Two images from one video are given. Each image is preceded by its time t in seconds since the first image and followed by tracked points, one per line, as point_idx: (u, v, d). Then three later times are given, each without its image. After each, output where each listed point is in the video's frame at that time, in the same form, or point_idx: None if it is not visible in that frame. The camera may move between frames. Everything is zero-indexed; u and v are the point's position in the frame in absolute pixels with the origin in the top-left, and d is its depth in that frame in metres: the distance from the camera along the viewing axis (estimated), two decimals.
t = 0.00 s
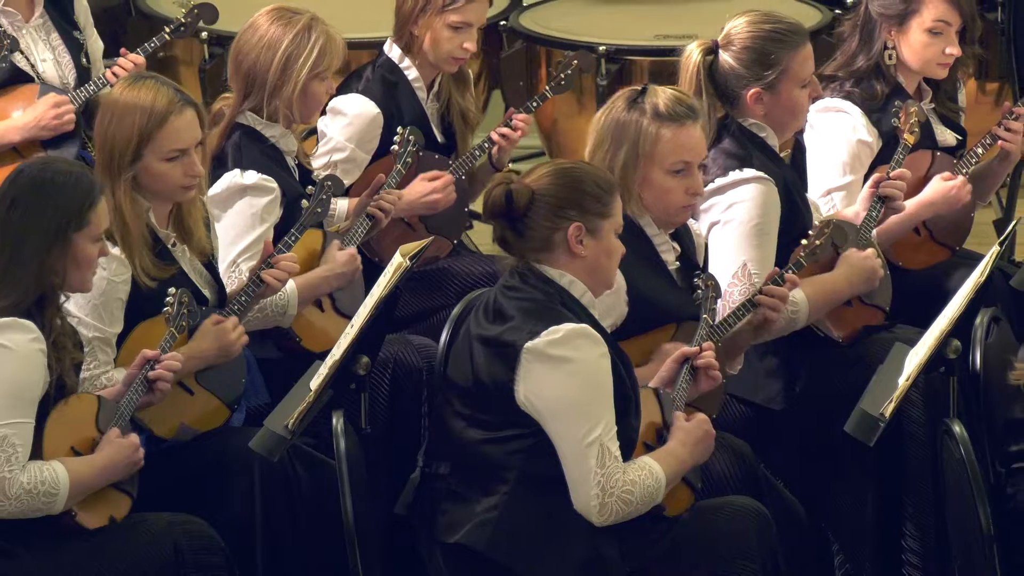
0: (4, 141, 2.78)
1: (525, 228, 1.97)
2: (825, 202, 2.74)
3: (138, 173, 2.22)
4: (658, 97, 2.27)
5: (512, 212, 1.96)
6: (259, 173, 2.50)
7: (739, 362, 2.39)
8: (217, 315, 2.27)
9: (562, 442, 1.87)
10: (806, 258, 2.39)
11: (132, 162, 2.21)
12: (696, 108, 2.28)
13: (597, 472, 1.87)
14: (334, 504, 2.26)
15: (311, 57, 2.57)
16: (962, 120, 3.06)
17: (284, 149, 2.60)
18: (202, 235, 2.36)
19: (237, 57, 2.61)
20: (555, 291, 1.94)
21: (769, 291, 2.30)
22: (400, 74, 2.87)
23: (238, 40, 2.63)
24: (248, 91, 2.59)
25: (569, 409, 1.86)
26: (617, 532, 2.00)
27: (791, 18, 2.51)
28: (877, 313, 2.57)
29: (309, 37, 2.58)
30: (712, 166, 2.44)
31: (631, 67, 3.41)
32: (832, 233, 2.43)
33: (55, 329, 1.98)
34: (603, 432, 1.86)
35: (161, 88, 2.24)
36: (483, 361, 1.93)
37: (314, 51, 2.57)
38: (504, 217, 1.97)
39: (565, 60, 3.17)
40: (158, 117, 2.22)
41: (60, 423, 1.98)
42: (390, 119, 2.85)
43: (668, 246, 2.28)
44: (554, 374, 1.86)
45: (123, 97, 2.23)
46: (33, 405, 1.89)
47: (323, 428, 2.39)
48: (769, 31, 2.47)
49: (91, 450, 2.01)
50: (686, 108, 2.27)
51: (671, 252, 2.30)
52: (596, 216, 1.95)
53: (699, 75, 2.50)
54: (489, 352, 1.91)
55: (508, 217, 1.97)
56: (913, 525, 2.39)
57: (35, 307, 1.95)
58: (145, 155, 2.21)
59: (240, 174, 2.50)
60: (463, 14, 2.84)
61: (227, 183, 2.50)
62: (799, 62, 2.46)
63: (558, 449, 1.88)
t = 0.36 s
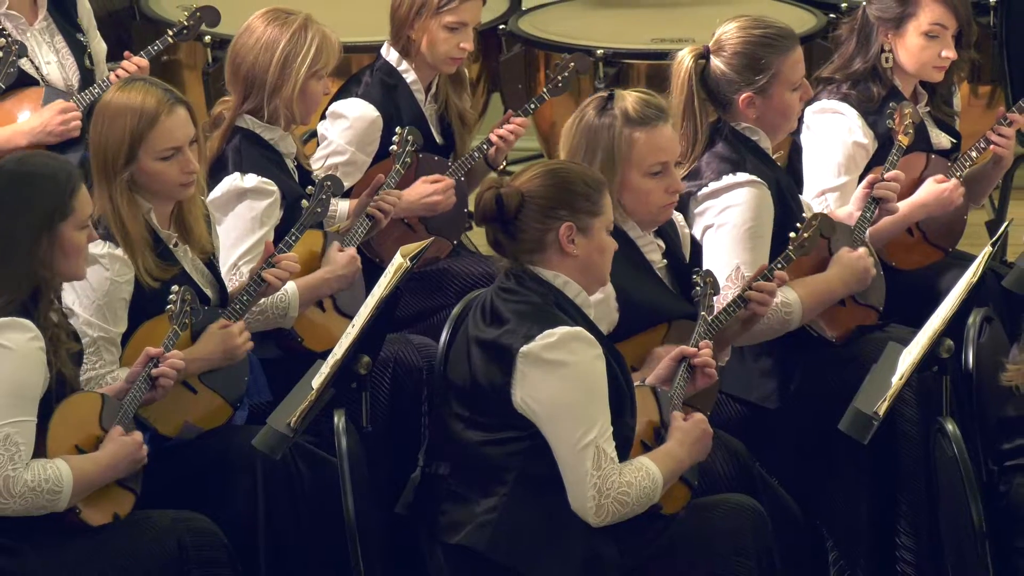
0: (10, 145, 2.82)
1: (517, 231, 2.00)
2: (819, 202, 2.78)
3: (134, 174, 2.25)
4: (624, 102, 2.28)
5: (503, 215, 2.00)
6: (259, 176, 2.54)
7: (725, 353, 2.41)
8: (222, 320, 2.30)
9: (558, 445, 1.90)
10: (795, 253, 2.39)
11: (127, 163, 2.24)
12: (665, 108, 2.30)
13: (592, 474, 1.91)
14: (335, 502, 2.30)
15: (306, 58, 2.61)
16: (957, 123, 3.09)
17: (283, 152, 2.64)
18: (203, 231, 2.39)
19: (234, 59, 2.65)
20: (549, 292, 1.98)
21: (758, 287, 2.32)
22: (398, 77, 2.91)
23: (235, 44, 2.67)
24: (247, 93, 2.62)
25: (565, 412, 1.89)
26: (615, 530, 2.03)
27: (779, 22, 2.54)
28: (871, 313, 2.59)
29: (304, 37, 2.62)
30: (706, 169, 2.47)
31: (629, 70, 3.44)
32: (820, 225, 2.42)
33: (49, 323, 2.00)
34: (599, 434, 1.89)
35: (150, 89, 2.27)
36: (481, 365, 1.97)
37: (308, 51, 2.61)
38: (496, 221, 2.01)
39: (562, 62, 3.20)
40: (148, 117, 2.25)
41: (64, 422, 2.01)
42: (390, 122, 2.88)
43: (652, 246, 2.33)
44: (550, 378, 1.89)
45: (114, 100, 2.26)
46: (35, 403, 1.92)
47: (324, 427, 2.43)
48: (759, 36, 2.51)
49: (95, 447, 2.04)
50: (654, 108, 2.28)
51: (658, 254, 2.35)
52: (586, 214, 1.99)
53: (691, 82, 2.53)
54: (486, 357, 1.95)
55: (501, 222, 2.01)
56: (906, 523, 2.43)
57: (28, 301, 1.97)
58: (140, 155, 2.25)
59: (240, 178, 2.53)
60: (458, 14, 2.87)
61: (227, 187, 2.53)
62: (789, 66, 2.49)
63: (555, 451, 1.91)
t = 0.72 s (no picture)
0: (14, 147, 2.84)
1: (512, 234, 2.04)
2: (812, 200, 2.80)
3: (131, 176, 2.28)
4: (596, 118, 2.31)
5: (495, 221, 2.05)
6: (257, 179, 2.58)
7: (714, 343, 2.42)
8: (222, 316, 2.33)
9: (554, 444, 1.94)
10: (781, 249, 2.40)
11: (122, 166, 2.27)
12: (638, 119, 2.32)
13: (588, 474, 1.94)
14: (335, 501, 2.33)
15: (301, 61, 2.64)
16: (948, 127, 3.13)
17: (279, 154, 2.67)
18: (201, 228, 2.42)
19: (230, 64, 2.69)
20: (544, 294, 2.02)
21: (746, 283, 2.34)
22: (393, 81, 2.94)
23: (230, 47, 2.70)
24: (245, 96, 2.65)
25: (560, 413, 1.92)
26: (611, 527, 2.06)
27: (768, 27, 2.58)
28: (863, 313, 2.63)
29: (298, 39, 2.65)
30: (698, 173, 2.51)
31: (625, 74, 3.47)
32: (805, 218, 2.43)
33: (40, 318, 2.05)
34: (593, 435, 1.93)
35: (142, 92, 2.30)
36: (478, 365, 2.00)
37: (303, 54, 2.64)
38: (489, 227, 2.06)
39: (555, 64, 3.24)
40: (140, 120, 2.28)
41: (66, 421, 2.04)
42: (386, 125, 2.91)
43: (637, 251, 2.37)
44: (545, 379, 1.93)
45: (107, 106, 2.30)
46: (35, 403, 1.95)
47: (323, 426, 2.46)
48: (748, 41, 2.53)
49: (97, 446, 2.07)
50: (626, 120, 2.31)
51: (642, 256, 2.38)
52: (576, 215, 2.02)
53: (683, 87, 2.56)
54: (482, 358, 1.98)
55: (494, 228, 2.05)
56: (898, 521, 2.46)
57: (20, 297, 2.01)
58: (135, 158, 2.28)
59: (237, 182, 2.58)
60: (449, 17, 2.91)
61: (225, 191, 2.57)
62: (778, 70, 2.53)
63: (550, 452, 1.95)
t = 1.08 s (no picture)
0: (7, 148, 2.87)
1: (497, 233, 2.08)
2: (793, 196, 2.84)
3: (122, 176, 2.31)
4: (575, 128, 2.34)
5: (480, 220, 2.07)
6: (246, 180, 2.61)
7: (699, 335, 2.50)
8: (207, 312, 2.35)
9: (538, 441, 1.97)
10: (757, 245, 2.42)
11: (115, 165, 2.30)
12: (618, 131, 2.35)
13: (571, 470, 1.97)
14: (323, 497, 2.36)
15: (289, 64, 2.67)
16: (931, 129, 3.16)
17: (269, 155, 2.71)
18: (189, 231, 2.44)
19: (218, 68, 2.71)
20: (529, 293, 2.05)
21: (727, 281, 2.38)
22: (376, 83, 2.98)
23: (218, 52, 2.73)
24: (233, 99, 2.68)
25: (544, 411, 1.96)
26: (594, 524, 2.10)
27: (751, 30, 2.61)
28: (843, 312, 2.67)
29: (285, 42, 2.68)
30: (682, 175, 2.54)
31: (609, 75, 3.50)
32: (781, 212, 2.44)
33: (26, 316, 2.08)
34: (577, 432, 1.96)
35: (132, 92, 2.33)
36: (463, 363, 2.03)
37: (291, 56, 2.67)
38: (475, 227, 2.08)
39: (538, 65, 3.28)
40: (132, 120, 2.31)
41: (55, 419, 2.07)
42: (372, 127, 2.95)
43: (614, 255, 2.41)
44: (529, 377, 1.96)
45: (97, 107, 2.32)
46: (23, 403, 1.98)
47: (311, 424, 2.50)
48: (732, 44, 2.57)
49: (87, 443, 2.10)
50: (607, 133, 2.33)
51: (620, 259, 2.43)
52: (561, 215, 2.05)
53: (665, 90, 2.60)
54: (467, 355, 2.01)
55: (480, 227, 2.08)
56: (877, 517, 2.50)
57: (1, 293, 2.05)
58: (127, 157, 2.30)
59: (227, 182, 2.61)
60: (430, 19, 2.95)
61: (215, 192, 2.61)
62: (761, 73, 2.56)
63: (535, 448, 1.98)
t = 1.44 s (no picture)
0: None
1: (495, 229, 2.10)
2: (772, 198, 2.88)
3: (119, 174, 2.34)
4: (583, 145, 2.35)
5: (483, 215, 2.09)
6: (235, 182, 2.66)
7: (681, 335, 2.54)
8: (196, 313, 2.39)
9: (524, 438, 2.01)
10: (732, 242, 2.44)
11: (112, 164, 2.33)
12: (621, 149, 2.37)
13: (556, 466, 2.01)
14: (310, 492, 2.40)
15: (290, 73, 2.70)
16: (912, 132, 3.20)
17: (260, 158, 2.74)
18: (179, 233, 2.48)
19: (217, 71, 2.74)
20: (518, 293, 2.08)
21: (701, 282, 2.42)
22: (362, 85, 3.03)
23: (219, 55, 2.76)
24: (229, 102, 2.71)
25: (531, 408, 1.99)
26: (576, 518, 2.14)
27: (739, 36, 2.65)
28: (822, 309, 2.70)
29: (288, 52, 2.71)
30: (665, 177, 2.58)
31: (592, 78, 3.55)
32: (756, 211, 2.44)
33: (22, 317, 2.11)
34: (563, 429, 2.00)
35: (131, 92, 2.36)
36: (450, 358, 2.06)
37: (293, 66, 2.70)
38: (475, 223, 2.11)
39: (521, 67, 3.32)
40: (131, 119, 2.34)
41: (45, 416, 2.10)
42: (358, 130, 3.00)
43: (592, 259, 2.50)
44: (516, 374, 1.99)
45: (94, 107, 2.34)
46: (16, 402, 2.00)
47: (298, 421, 2.53)
48: (720, 50, 2.61)
49: (75, 439, 2.13)
50: (612, 150, 2.36)
51: (598, 264, 2.52)
52: (562, 222, 2.08)
53: (653, 92, 2.63)
54: (456, 351, 2.04)
55: (479, 220, 2.10)
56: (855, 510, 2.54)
57: None
58: (125, 157, 2.34)
59: (217, 183, 2.65)
60: (419, 25, 2.99)
61: (204, 193, 2.65)
62: (748, 79, 2.59)
63: (520, 445, 2.01)
